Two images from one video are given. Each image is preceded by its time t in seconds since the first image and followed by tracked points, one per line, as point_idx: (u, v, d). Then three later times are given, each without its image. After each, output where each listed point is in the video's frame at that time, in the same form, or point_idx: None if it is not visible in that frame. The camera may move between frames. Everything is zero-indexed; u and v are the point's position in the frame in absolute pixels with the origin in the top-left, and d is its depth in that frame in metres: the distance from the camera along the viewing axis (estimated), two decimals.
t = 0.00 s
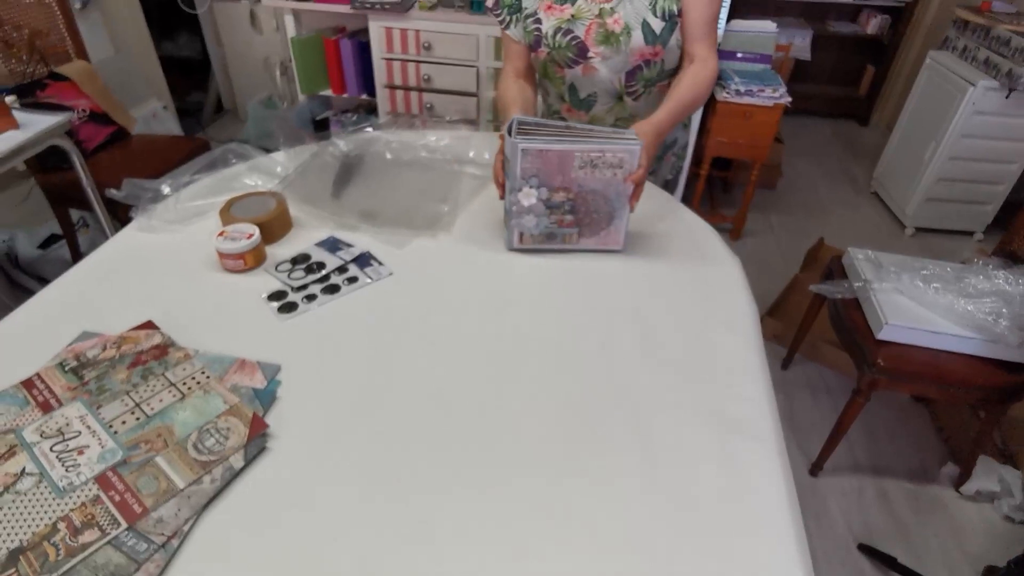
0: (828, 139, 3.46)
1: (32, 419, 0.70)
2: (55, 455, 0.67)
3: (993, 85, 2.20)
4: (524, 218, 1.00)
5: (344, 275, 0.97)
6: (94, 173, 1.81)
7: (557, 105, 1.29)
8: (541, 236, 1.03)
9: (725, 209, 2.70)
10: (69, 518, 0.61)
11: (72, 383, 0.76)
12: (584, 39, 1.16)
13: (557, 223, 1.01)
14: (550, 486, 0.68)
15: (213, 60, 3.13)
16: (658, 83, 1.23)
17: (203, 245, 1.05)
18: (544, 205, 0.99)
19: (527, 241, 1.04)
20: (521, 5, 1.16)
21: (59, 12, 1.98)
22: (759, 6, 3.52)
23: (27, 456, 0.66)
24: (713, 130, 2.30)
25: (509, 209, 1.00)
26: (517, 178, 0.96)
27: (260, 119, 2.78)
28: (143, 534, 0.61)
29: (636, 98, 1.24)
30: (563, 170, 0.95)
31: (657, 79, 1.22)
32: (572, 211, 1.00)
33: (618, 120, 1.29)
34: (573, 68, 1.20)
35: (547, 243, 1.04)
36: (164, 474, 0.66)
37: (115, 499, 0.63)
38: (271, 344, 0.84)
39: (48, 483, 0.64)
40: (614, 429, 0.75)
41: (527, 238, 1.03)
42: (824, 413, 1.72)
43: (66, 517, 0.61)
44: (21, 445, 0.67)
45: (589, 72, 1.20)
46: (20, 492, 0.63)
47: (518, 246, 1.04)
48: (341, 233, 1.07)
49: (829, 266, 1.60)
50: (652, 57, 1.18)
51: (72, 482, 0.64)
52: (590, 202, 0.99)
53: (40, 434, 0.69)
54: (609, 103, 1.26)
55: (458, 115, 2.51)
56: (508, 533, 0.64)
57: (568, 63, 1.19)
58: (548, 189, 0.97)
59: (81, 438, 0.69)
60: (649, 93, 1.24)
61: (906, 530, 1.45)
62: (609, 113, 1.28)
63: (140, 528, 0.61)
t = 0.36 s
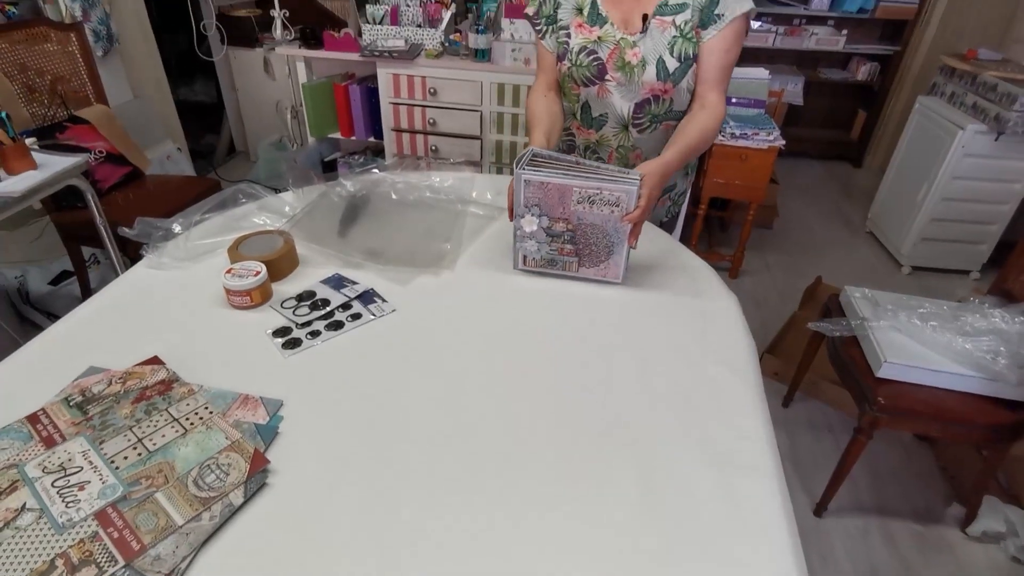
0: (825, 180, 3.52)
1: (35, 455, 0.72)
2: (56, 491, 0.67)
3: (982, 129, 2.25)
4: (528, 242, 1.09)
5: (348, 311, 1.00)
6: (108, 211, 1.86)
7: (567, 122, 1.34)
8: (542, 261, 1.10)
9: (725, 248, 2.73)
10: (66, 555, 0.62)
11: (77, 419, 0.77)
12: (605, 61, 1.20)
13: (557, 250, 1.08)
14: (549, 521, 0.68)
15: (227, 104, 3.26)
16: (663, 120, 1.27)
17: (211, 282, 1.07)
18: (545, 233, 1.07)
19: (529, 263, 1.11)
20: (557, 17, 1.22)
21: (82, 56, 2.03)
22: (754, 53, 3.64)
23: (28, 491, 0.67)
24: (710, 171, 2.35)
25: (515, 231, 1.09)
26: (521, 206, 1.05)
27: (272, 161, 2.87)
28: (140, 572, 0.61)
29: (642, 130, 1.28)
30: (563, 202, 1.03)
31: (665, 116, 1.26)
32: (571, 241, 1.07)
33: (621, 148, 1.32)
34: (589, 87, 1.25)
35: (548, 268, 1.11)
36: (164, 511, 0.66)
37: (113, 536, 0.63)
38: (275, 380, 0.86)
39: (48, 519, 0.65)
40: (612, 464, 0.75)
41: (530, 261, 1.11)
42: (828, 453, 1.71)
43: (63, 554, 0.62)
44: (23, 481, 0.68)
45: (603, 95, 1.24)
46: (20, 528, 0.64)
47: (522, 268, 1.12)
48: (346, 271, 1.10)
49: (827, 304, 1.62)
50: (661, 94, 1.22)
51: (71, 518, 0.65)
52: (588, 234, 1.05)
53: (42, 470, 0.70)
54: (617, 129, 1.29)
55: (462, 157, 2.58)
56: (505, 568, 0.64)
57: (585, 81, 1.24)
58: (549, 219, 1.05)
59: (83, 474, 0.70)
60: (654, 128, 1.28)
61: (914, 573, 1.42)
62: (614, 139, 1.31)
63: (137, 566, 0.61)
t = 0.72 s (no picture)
0: (824, 215, 3.54)
1: (24, 492, 0.70)
2: (44, 529, 0.66)
3: (977, 165, 2.27)
4: (524, 272, 1.09)
5: (347, 345, 0.99)
6: (111, 245, 1.87)
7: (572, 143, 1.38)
8: (538, 292, 1.10)
9: (725, 282, 2.74)
10: None
11: (68, 454, 0.76)
12: (611, 87, 1.23)
13: (553, 281, 1.09)
14: (549, 562, 0.67)
15: (233, 141, 3.32)
16: (664, 145, 1.27)
17: (211, 316, 1.07)
18: (542, 264, 1.07)
19: (525, 295, 1.11)
20: (569, 42, 1.26)
21: (93, 95, 2.06)
22: (750, 92, 3.72)
23: (16, 529, 0.66)
24: (709, 206, 2.38)
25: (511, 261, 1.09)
26: (518, 236, 1.06)
27: (275, 196, 2.91)
28: None
29: (641, 154, 1.28)
30: (559, 233, 1.04)
31: (665, 141, 1.26)
32: (567, 272, 1.07)
33: (619, 173, 1.33)
34: (594, 112, 1.27)
35: (542, 299, 1.11)
36: (152, 551, 0.65)
37: None
38: (271, 414, 0.85)
39: (34, 558, 0.63)
40: (614, 503, 0.74)
41: (526, 293, 1.11)
42: (834, 491, 1.67)
43: None
44: (11, 518, 0.67)
45: (607, 120, 1.26)
46: (5, 567, 0.62)
47: (518, 300, 1.12)
48: (346, 305, 1.10)
49: (828, 339, 1.61)
50: (663, 119, 1.22)
51: (58, 558, 0.63)
52: (584, 265, 1.06)
53: (31, 507, 0.68)
54: (616, 154, 1.30)
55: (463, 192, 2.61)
56: None
57: (590, 105, 1.26)
58: (545, 249, 1.06)
59: (72, 511, 0.68)
60: (655, 153, 1.28)
61: None
62: (614, 163, 1.32)
63: None
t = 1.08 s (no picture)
0: (823, 253, 3.56)
1: (5, 535, 0.68)
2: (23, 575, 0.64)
3: (973, 204, 2.29)
4: (522, 309, 1.08)
5: (342, 383, 0.98)
6: (111, 282, 1.88)
7: (534, 195, 1.38)
8: (536, 329, 1.09)
9: (725, 319, 2.73)
10: None
11: (52, 496, 0.74)
12: (562, 139, 1.25)
13: (551, 318, 1.08)
14: None
15: (236, 180, 3.36)
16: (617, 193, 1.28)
17: (206, 353, 1.06)
18: (540, 300, 1.07)
19: (524, 332, 1.10)
20: (519, 99, 1.29)
21: (101, 135, 2.09)
22: (746, 133, 3.78)
23: None
24: (708, 244, 2.39)
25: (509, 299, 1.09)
26: (515, 273, 1.06)
27: (277, 234, 2.93)
28: None
29: (596, 202, 1.29)
30: (557, 270, 1.04)
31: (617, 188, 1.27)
32: (565, 309, 1.07)
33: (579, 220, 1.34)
34: (548, 161, 1.28)
35: (541, 336, 1.10)
36: None
37: None
38: (263, 455, 0.83)
39: None
40: (613, 548, 0.71)
41: (525, 330, 1.10)
42: (843, 535, 1.62)
43: None
44: None
45: (561, 169, 1.27)
46: None
47: (517, 337, 1.11)
48: (343, 342, 1.09)
49: (831, 377, 1.59)
50: (614, 168, 1.23)
51: None
52: (583, 301, 1.05)
53: (11, 552, 0.67)
54: (573, 202, 1.32)
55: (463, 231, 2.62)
56: None
57: (544, 156, 1.28)
58: (544, 286, 1.06)
59: (52, 557, 0.66)
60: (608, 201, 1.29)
61: None
62: (572, 211, 1.33)
63: None
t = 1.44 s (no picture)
0: (823, 273, 3.56)
1: None
2: None
3: (971, 225, 2.30)
4: (522, 329, 1.08)
5: (341, 404, 0.98)
6: (111, 302, 1.88)
7: (485, 214, 1.46)
8: (536, 350, 1.09)
9: (726, 340, 2.72)
10: None
11: (47, 518, 0.74)
12: (497, 161, 1.32)
13: (551, 339, 1.08)
14: None
15: (239, 201, 3.39)
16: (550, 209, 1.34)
17: (205, 373, 1.06)
18: (539, 320, 1.07)
19: (524, 352, 1.10)
20: (463, 126, 1.39)
21: (105, 157, 2.11)
22: (744, 154, 3.82)
23: None
24: (708, 264, 2.39)
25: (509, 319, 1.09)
26: (515, 293, 1.06)
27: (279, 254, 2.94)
28: None
29: (531, 218, 1.36)
30: (556, 290, 1.04)
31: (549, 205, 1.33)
32: (564, 329, 1.07)
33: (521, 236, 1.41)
34: (486, 182, 1.36)
35: (541, 357, 1.10)
36: None
37: None
38: (261, 476, 0.83)
39: None
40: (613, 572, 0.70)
41: (524, 350, 1.10)
42: (849, 559, 1.60)
43: None
44: None
45: (497, 189, 1.34)
46: None
47: (516, 357, 1.11)
48: (342, 363, 1.09)
49: (833, 398, 1.59)
50: (541, 185, 1.30)
51: None
52: (582, 321, 1.05)
53: None
54: (513, 219, 1.39)
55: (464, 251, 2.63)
56: None
57: (482, 177, 1.36)
58: (543, 306, 1.06)
59: None
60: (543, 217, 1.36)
61: None
62: (514, 227, 1.41)
63: None
